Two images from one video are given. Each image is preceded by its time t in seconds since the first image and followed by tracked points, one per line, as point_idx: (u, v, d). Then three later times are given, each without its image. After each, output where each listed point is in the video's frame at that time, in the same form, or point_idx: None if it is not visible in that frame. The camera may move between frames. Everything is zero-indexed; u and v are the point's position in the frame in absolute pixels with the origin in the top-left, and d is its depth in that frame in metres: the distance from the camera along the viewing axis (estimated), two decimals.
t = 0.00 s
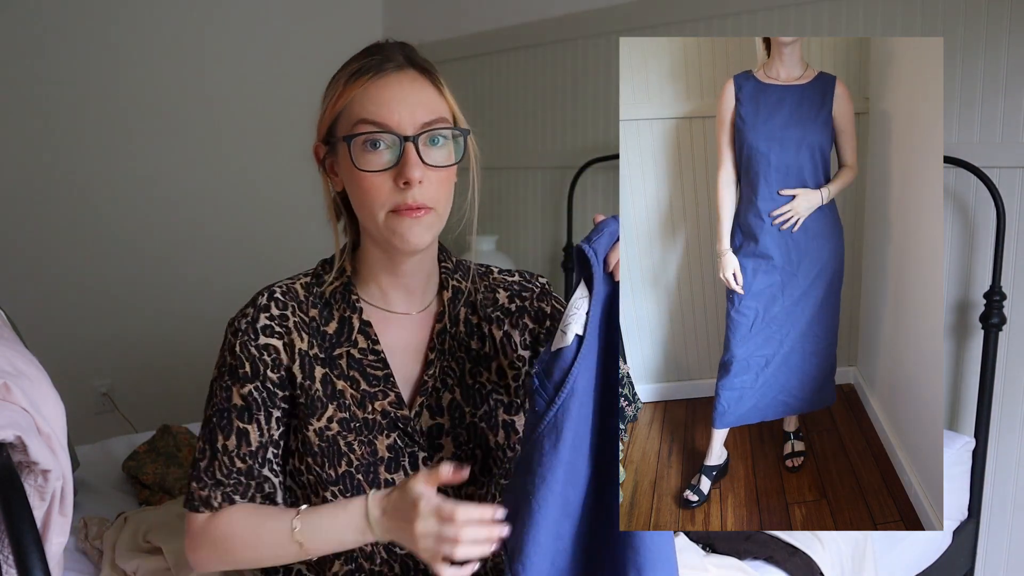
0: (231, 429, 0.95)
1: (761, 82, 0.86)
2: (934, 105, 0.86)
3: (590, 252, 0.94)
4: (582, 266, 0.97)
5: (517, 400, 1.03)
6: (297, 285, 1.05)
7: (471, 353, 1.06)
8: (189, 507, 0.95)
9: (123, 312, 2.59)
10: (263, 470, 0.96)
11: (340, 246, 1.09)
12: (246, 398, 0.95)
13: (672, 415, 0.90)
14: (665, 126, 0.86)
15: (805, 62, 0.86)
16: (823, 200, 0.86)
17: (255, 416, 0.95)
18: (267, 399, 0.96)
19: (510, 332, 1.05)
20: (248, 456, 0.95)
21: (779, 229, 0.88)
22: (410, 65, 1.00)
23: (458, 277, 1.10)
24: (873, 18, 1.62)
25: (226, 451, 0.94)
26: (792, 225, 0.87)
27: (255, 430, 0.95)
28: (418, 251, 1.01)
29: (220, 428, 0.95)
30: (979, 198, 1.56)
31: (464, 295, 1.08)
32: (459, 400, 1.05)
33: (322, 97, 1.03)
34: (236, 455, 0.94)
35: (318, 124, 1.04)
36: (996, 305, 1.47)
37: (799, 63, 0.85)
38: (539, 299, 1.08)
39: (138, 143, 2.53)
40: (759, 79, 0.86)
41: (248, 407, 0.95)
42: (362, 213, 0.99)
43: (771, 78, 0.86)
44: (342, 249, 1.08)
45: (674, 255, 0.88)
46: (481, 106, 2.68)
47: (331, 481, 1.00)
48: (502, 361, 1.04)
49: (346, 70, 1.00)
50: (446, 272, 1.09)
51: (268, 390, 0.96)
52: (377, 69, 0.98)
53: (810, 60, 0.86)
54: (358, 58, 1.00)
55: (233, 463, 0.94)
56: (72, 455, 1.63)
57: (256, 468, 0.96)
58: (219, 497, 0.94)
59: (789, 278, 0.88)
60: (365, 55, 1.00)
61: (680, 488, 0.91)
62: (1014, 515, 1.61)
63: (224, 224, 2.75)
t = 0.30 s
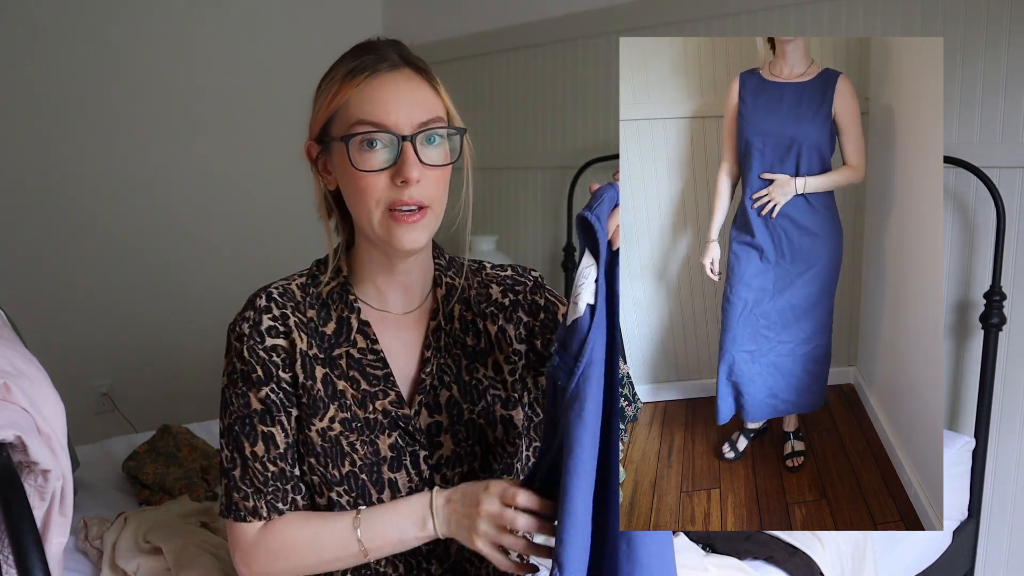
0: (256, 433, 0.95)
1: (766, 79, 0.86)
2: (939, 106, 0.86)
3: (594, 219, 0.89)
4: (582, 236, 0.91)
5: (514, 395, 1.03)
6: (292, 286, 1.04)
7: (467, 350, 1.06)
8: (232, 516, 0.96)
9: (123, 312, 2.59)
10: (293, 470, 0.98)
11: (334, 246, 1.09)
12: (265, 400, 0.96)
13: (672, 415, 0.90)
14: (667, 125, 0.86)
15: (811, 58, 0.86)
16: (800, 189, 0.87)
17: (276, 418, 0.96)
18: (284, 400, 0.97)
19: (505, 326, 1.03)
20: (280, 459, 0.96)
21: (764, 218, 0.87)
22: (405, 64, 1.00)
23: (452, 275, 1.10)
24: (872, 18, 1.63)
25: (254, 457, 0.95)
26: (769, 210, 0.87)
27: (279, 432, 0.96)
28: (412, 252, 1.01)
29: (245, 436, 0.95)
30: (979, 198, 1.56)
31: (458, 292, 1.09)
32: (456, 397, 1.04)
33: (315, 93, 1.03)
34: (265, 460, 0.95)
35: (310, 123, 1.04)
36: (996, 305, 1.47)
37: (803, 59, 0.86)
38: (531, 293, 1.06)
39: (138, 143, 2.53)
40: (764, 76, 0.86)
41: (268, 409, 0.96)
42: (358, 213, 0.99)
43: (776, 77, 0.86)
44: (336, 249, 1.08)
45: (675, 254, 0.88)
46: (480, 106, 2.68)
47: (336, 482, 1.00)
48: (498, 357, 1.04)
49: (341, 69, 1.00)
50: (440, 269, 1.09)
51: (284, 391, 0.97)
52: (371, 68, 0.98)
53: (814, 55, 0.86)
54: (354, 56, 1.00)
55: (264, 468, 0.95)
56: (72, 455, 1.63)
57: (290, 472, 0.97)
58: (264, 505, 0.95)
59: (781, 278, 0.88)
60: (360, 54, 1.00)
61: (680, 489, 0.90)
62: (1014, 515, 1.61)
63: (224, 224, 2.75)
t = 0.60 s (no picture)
0: (234, 430, 0.95)
1: (755, 76, 0.85)
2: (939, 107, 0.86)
3: (607, 214, 0.94)
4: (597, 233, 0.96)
5: (513, 394, 1.05)
6: (290, 284, 1.04)
7: (466, 349, 1.06)
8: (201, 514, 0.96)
9: (123, 312, 2.59)
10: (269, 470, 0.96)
11: (331, 245, 1.08)
12: (248, 398, 0.95)
13: (673, 416, 0.90)
14: (666, 124, 0.86)
15: (801, 52, 0.86)
16: (776, 180, 0.88)
17: (256, 417, 0.95)
18: (268, 399, 0.96)
19: (504, 326, 1.06)
20: (251, 456, 0.95)
21: (745, 214, 0.88)
22: (408, 62, 1.00)
23: (449, 273, 1.10)
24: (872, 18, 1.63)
25: (226, 452, 0.94)
26: (750, 196, 0.88)
27: (258, 431, 0.95)
28: (411, 249, 1.01)
29: (223, 431, 0.95)
30: (979, 198, 1.56)
31: (456, 291, 1.09)
32: (455, 397, 1.05)
33: (316, 92, 1.03)
34: (238, 455, 0.95)
35: (310, 121, 1.04)
36: (996, 305, 1.47)
37: (793, 53, 0.86)
38: (529, 292, 1.08)
39: (138, 143, 2.53)
40: (757, 73, 0.85)
41: (250, 407, 0.95)
42: (359, 211, 0.99)
43: (769, 74, 0.86)
44: (332, 248, 1.08)
45: (676, 253, 0.89)
46: (480, 106, 2.68)
47: (333, 481, 0.99)
48: (497, 355, 1.06)
49: (342, 66, 1.00)
50: (437, 269, 1.09)
51: (268, 389, 0.96)
52: (374, 66, 0.98)
53: (805, 50, 0.86)
54: (355, 54, 1.00)
55: (235, 463, 0.95)
56: (72, 456, 1.63)
57: (260, 469, 0.95)
58: (224, 500, 0.95)
59: (762, 277, 0.90)
60: (361, 52, 1.00)
61: (680, 489, 0.90)
62: (1014, 515, 1.61)
63: (224, 224, 2.75)
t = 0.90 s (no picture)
0: (210, 423, 0.95)
1: (749, 81, 0.85)
2: (939, 103, 0.86)
3: (610, 212, 0.95)
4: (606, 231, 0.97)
5: (514, 392, 1.05)
6: (292, 281, 1.04)
7: (467, 348, 1.06)
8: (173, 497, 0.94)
9: (124, 312, 2.59)
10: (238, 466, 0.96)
11: (335, 243, 1.09)
12: (228, 393, 0.96)
13: (673, 415, 0.90)
14: (668, 123, 0.86)
15: (791, 54, 0.86)
16: (785, 191, 0.87)
17: (233, 412, 0.95)
18: (249, 396, 0.97)
19: (505, 324, 1.06)
20: (217, 451, 0.95)
21: (744, 217, 0.88)
22: (411, 62, 1.00)
23: (451, 272, 1.10)
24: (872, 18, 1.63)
25: (198, 442, 0.95)
26: (768, 219, 0.88)
27: (231, 427, 0.96)
28: (415, 250, 1.01)
29: (197, 422, 0.96)
30: (979, 198, 1.56)
31: (456, 291, 1.09)
32: (455, 395, 1.05)
33: (320, 92, 1.03)
34: (213, 446, 0.95)
35: (315, 120, 1.04)
36: (996, 305, 1.47)
37: (782, 55, 0.86)
38: (530, 290, 1.08)
39: (138, 142, 2.53)
40: (749, 78, 0.85)
41: (229, 402, 0.96)
42: (363, 211, 0.99)
43: (761, 78, 0.86)
44: (336, 245, 1.08)
45: (678, 253, 0.88)
46: (480, 106, 2.68)
47: (334, 480, 1.00)
48: (498, 354, 1.06)
49: (345, 67, 1.00)
50: (440, 267, 1.09)
51: (251, 387, 0.96)
52: (378, 66, 0.98)
53: (795, 52, 0.86)
54: (359, 55, 1.00)
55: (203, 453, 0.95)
56: (72, 455, 1.63)
57: (223, 465, 0.95)
58: (179, 486, 0.94)
59: (772, 275, 0.88)
60: (365, 52, 1.00)
61: (680, 489, 0.90)
62: (1015, 515, 1.61)
63: (224, 224, 2.75)
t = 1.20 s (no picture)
0: (222, 427, 0.98)
1: (752, 84, 0.85)
2: (937, 104, 0.86)
3: (598, 211, 0.94)
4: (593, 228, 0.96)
5: (511, 391, 1.05)
6: (286, 284, 1.04)
7: (465, 347, 1.06)
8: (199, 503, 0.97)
9: (124, 312, 2.59)
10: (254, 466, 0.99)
11: (330, 245, 1.09)
12: (233, 399, 0.97)
13: (672, 416, 0.90)
14: (666, 124, 0.87)
15: (793, 58, 0.86)
16: (817, 192, 0.87)
17: (241, 416, 0.98)
18: (253, 401, 0.98)
19: (503, 324, 1.06)
20: (236, 454, 0.98)
21: (745, 218, 0.88)
22: (405, 63, 1.00)
23: (449, 272, 1.10)
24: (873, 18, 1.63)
25: (215, 445, 0.98)
26: (797, 223, 0.88)
27: (241, 430, 0.98)
28: (409, 250, 1.01)
29: (213, 427, 0.99)
30: (979, 198, 1.56)
31: (453, 290, 1.09)
32: (453, 395, 1.05)
33: (315, 92, 1.03)
34: (227, 450, 0.98)
35: (310, 120, 1.03)
36: (996, 305, 1.47)
37: (785, 60, 0.85)
38: (529, 289, 1.07)
39: (138, 142, 2.53)
40: (752, 80, 0.85)
41: (235, 407, 0.98)
42: (359, 212, 0.99)
43: (765, 80, 0.86)
44: (331, 248, 1.08)
45: (677, 254, 0.88)
46: (480, 106, 2.68)
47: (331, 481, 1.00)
48: (496, 353, 1.06)
49: (340, 68, 1.00)
50: (435, 267, 1.10)
51: (252, 392, 0.98)
52: (372, 67, 0.98)
53: (798, 55, 0.86)
54: (354, 56, 1.00)
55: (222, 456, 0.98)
56: (72, 455, 1.63)
57: (246, 465, 0.98)
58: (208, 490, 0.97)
59: (774, 276, 0.89)
60: (360, 53, 1.00)
61: (680, 489, 0.90)
62: (1015, 515, 1.61)
63: (224, 224, 2.75)
